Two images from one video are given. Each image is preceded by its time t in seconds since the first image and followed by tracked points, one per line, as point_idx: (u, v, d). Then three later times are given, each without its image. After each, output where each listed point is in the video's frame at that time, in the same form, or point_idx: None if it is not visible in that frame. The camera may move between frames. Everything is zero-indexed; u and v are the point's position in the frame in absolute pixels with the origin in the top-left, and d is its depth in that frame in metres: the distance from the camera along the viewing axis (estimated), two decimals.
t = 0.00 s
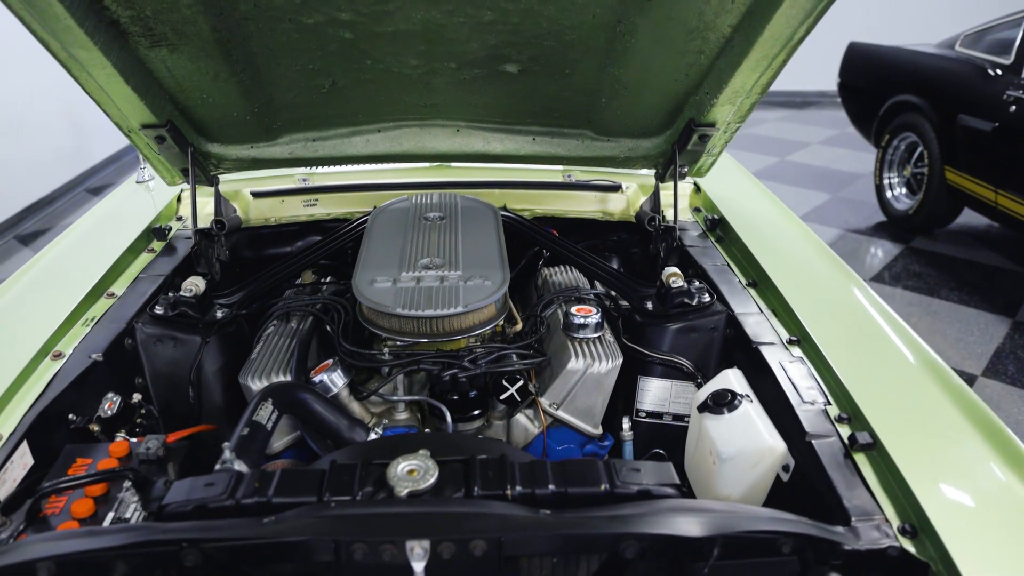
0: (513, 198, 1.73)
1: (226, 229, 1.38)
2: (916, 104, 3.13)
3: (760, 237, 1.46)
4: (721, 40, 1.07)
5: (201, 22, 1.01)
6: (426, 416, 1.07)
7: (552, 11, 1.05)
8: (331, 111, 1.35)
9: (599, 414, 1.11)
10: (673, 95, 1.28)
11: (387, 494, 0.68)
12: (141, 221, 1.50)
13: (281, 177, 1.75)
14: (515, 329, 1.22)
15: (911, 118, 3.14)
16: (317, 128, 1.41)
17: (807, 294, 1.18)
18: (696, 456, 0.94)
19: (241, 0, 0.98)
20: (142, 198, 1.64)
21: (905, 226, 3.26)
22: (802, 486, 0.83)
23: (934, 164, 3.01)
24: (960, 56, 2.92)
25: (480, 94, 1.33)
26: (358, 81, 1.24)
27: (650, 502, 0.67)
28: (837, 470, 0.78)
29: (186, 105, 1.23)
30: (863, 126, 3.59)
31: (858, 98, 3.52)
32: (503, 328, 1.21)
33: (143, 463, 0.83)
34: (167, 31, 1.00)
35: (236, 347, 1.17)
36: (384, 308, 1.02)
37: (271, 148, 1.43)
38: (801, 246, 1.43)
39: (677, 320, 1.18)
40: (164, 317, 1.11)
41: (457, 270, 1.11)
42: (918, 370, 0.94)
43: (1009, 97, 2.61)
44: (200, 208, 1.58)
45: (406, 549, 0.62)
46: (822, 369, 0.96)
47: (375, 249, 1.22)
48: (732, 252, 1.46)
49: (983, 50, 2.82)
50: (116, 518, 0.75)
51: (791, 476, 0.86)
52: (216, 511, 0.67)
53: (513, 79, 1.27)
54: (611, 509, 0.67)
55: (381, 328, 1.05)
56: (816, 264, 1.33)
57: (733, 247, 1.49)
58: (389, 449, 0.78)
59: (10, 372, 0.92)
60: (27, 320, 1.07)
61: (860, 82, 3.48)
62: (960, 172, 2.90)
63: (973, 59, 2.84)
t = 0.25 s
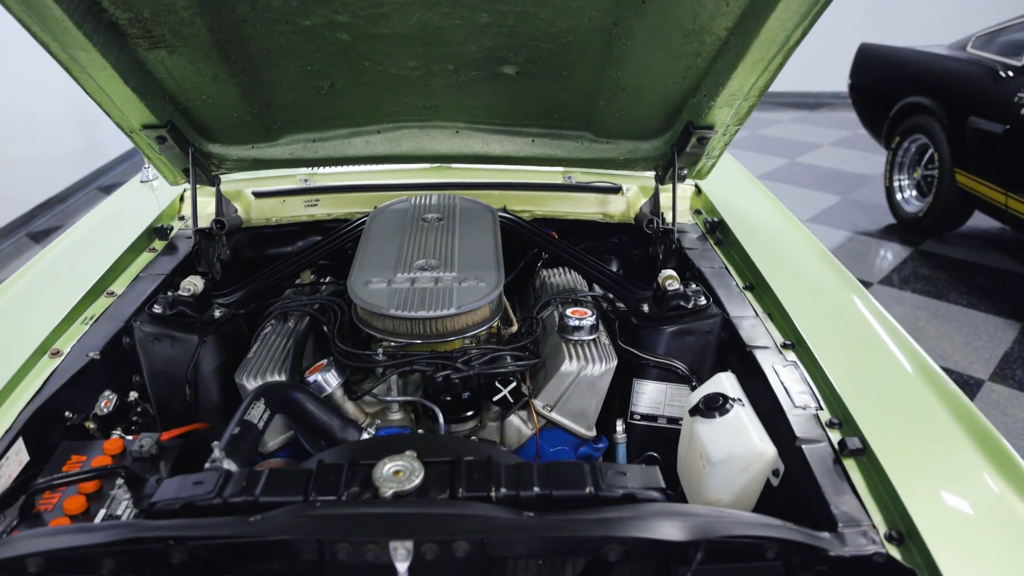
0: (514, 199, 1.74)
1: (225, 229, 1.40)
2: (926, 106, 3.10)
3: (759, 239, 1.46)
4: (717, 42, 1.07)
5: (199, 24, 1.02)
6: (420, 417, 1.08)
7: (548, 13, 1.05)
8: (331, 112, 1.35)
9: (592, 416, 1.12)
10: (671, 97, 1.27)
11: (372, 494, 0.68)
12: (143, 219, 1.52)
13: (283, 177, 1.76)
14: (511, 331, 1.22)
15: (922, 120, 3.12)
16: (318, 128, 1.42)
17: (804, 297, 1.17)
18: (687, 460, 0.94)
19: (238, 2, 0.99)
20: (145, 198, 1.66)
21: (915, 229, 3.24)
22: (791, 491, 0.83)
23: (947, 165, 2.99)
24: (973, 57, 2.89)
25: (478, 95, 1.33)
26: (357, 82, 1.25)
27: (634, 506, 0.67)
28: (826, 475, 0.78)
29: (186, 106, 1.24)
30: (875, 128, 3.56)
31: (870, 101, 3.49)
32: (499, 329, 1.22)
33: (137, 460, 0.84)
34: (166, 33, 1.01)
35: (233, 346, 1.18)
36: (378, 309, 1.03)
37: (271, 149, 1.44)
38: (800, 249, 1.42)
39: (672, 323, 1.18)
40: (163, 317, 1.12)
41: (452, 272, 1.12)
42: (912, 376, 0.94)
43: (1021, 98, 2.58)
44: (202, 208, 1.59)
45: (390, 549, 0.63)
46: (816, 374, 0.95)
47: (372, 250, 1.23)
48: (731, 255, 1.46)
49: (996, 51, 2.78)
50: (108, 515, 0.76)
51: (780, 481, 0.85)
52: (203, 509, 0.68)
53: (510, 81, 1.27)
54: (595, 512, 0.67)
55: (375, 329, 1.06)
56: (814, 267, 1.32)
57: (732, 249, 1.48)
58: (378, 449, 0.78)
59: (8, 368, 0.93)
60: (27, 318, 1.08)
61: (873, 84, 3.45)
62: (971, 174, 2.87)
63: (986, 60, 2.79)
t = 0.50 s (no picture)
0: (516, 200, 1.74)
1: (228, 228, 1.41)
2: (939, 107, 3.07)
3: (761, 241, 1.45)
4: (715, 46, 1.07)
5: (199, 26, 1.03)
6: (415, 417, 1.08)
7: (545, 15, 1.06)
8: (333, 113, 1.36)
9: (588, 418, 1.12)
10: (671, 100, 1.27)
11: (360, 493, 0.69)
12: (148, 218, 1.54)
13: (287, 177, 1.77)
14: (509, 332, 1.22)
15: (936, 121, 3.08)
16: (320, 129, 1.43)
17: (803, 300, 1.17)
18: (680, 463, 0.94)
19: (238, 4, 1.00)
20: (152, 196, 1.67)
21: (929, 231, 3.21)
22: (781, 496, 0.82)
23: (959, 167, 2.96)
24: (987, 58, 2.85)
25: (478, 97, 1.33)
26: (358, 84, 1.25)
27: (619, 509, 0.67)
28: (816, 480, 0.77)
29: (189, 107, 1.25)
30: (889, 130, 3.52)
31: (884, 102, 3.46)
32: (497, 329, 1.21)
33: (134, 457, 0.85)
34: (167, 34, 1.03)
35: (233, 344, 1.19)
36: (374, 309, 1.03)
37: (274, 149, 1.45)
38: (801, 251, 1.41)
39: (669, 325, 1.17)
40: (164, 315, 1.14)
41: (449, 273, 1.12)
42: (909, 380, 0.93)
43: None
44: (206, 207, 1.61)
45: (375, 548, 0.63)
46: (811, 378, 0.95)
47: (371, 251, 1.24)
48: (732, 257, 1.45)
49: (1011, 52, 2.75)
50: (102, 510, 0.77)
51: (773, 485, 0.86)
52: (193, 505, 0.68)
53: (510, 82, 1.27)
54: (581, 514, 0.67)
55: (371, 329, 1.07)
56: (815, 269, 1.31)
57: (733, 252, 1.48)
58: (368, 449, 0.79)
59: (9, 365, 0.94)
60: (31, 314, 1.10)
61: (886, 85, 3.42)
62: (984, 177, 2.84)
63: (1002, 61, 2.76)
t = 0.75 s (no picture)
0: (519, 201, 1.75)
1: (231, 226, 1.40)
2: (952, 110, 3.04)
3: (763, 244, 1.44)
4: (714, 48, 1.07)
5: (200, 27, 1.04)
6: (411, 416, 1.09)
7: (543, 16, 1.06)
8: (335, 113, 1.37)
9: (584, 420, 1.12)
10: (672, 101, 1.27)
11: (349, 491, 0.69)
12: (153, 216, 1.55)
13: (291, 177, 1.79)
14: (507, 332, 1.22)
15: (948, 125, 3.04)
16: (323, 129, 1.43)
17: (802, 302, 1.16)
18: (673, 465, 0.94)
19: (239, 5, 1.01)
20: (158, 194, 1.69)
21: (941, 234, 3.18)
22: (773, 499, 0.82)
23: (971, 170, 2.93)
24: (1002, 59, 2.82)
25: (480, 97, 1.33)
26: (359, 84, 1.26)
27: (606, 510, 0.68)
28: (807, 484, 0.77)
29: (192, 106, 1.27)
30: (903, 134, 3.48)
31: (897, 105, 3.42)
32: (494, 330, 1.22)
33: (130, 453, 0.86)
34: (168, 35, 1.04)
35: (233, 342, 1.20)
36: (370, 309, 1.04)
37: (278, 149, 1.46)
38: (803, 254, 1.40)
39: (667, 327, 1.17)
40: (165, 312, 1.15)
41: (446, 274, 1.13)
42: (905, 385, 0.93)
43: None
44: (211, 206, 1.62)
45: (362, 546, 0.64)
46: (806, 381, 0.95)
47: (371, 251, 1.24)
48: (733, 260, 1.45)
49: None
50: (97, 505, 0.78)
51: (764, 489, 0.86)
52: (184, 501, 0.69)
53: (511, 83, 1.27)
54: (568, 515, 0.67)
55: (368, 328, 1.07)
56: (815, 272, 1.31)
57: (734, 254, 1.47)
58: (360, 447, 0.79)
59: (11, 360, 0.96)
60: (35, 310, 1.12)
61: (899, 88, 3.37)
62: (997, 181, 2.81)
63: (1016, 63, 2.73)
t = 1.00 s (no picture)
0: (523, 202, 1.76)
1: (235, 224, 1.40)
2: (967, 112, 3.01)
3: (765, 247, 1.44)
4: (713, 49, 1.06)
5: (203, 27, 1.05)
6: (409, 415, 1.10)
7: (542, 18, 1.06)
8: (339, 113, 1.38)
9: (581, 420, 1.12)
10: (674, 104, 1.27)
11: (339, 489, 0.70)
12: (160, 214, 1.57)
13: (297, 176, 1.80)
14: (506, 332, 1.23)
15: (964, 127, 3.01)
16: (327, 129, 1.44)
17: (801, 305, 1.16)
18: (668, 468, 0.93)
19: (241, 6, 1.02)
20: (166, 192, 1.71)
21: (955, 238, 3.15)
22: (765, 503, 0.82)
23: (986, 173, 2.89)
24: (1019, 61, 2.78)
25: (482, 98, 1.34)
26: (362, 85, 1.27)
27: (594, 511, 0.68)
28: (799, 488, 0.77)
29: (197, 106, 1.28)
30: (917, 136, 3.45)
31: (911, 107, 3.38)
32: (493, 330, 1.22)
33: (128, 448, 0.87)
34: (171, 35, 1.05)
35: (234, 339, 1.21)
36: (368, 308, 1.05)
37: (283, 148, 1.47)
38: (805, 257, 1.40)
39: (666, 329, 1.17)
40: (167, 310, 1.15)
41: (445, 274, 1.13)
42: (902, 390, 0.93)
43: None
44: (217, 204, 1.64)
45: (350, 543, 0.64)
46: (802, 385, 0.94)
47: (372, 250, 1.25)
48: (735, 262, 1.45)
49: None
50: (94, 499, 0.80)
51: (757, 492, 0.86)
52: (177, 496, 0.70)
53: (513, 85, 1.28)
54: (556, 516, 0.67)
55: (366, 327, 1.08)
56: (817, 275, 1.31)
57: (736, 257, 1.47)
58: (353, 444, 0.80)
59: (15, 356, 0.98)
60: (40, 306, 1.14)
61: (913, 90, 3.34)
62: (1012, 184, 2.78)
63: None
